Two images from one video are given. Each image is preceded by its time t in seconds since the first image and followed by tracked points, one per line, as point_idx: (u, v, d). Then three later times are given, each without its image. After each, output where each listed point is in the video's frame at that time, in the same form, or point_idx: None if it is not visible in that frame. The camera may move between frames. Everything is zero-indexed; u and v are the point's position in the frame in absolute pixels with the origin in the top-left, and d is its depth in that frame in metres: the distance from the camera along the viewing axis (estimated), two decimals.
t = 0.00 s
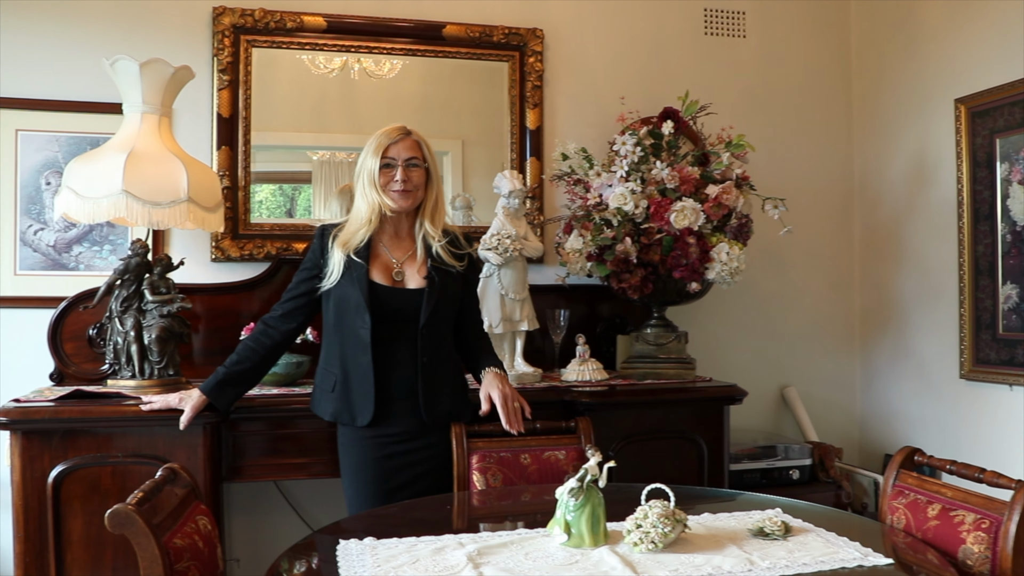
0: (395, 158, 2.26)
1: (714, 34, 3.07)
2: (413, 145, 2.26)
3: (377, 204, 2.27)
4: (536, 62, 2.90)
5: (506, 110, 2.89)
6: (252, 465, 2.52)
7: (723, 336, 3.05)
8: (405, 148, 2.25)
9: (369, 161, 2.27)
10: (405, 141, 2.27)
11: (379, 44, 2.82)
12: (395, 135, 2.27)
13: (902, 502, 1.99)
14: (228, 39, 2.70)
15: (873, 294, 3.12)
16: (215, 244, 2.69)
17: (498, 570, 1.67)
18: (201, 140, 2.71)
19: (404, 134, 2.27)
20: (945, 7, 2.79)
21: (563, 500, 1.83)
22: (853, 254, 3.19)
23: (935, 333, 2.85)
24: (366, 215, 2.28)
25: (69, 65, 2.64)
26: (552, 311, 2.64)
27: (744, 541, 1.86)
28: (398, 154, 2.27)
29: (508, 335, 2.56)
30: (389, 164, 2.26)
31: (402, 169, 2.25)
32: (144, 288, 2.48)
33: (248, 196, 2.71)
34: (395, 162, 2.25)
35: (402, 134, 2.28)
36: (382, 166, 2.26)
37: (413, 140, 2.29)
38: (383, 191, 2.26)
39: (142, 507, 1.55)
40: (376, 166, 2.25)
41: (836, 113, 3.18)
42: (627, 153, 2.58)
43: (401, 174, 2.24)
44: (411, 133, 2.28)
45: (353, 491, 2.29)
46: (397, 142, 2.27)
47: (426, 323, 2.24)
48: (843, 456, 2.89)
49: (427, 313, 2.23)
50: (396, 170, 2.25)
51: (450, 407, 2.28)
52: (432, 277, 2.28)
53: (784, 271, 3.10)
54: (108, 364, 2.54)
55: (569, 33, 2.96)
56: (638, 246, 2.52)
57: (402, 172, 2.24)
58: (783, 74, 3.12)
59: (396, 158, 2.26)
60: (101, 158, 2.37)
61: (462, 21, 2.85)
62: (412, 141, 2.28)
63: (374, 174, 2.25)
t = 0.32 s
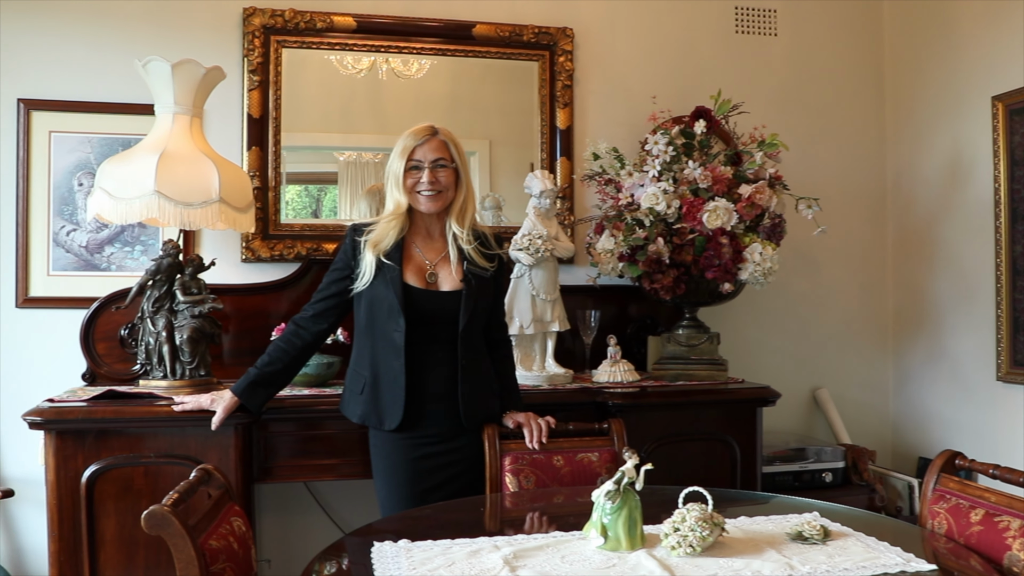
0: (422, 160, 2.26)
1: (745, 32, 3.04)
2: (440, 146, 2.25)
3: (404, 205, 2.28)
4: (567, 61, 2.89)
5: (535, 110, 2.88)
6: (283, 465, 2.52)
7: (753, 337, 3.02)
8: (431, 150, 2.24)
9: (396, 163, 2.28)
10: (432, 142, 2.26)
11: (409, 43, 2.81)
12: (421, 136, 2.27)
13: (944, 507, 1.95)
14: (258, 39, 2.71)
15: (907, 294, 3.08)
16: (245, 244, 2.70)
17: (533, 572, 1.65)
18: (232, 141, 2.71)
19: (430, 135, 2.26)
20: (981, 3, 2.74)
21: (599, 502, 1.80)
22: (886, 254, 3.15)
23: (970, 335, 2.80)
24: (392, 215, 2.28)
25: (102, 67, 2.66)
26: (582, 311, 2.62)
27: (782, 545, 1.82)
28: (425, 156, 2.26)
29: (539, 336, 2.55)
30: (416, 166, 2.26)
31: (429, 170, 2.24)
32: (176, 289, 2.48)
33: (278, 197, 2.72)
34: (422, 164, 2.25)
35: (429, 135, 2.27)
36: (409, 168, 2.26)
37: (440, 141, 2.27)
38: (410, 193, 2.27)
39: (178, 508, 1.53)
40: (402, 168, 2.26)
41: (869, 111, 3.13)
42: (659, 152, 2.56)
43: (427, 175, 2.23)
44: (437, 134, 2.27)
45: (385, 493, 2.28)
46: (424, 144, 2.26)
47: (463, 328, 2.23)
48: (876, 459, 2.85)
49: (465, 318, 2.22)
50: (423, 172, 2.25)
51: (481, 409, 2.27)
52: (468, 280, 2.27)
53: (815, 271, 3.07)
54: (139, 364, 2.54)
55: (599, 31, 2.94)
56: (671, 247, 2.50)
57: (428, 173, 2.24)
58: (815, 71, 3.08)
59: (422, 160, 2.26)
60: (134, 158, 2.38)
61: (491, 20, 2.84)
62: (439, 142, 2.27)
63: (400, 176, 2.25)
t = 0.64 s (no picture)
0: (445, 158, 2.25)
1: (774, 30, 3.01)
2: (460, 143, 2.23)
3: (432, 205, 2.25)
4: (594, 60, 2.87)
5: (562, 109, 2.86)
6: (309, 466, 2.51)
7: (781, 338, 2.99)
8: (452, 147, 2.23)
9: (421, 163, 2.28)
10: (453, 140, 2.25)
11: (435, 43, 2.80)
12: (444, 134, 2.26)
13: (983, 512, 1.92)
14: (286, 39, 2.71)
15: (938, 295, 3.04)
16: (272, 244, 2.70)
17: None
18: (259, 141, 2.72)
19: (452, 133, 2.25)
20: None
21: (632, 505, 1.75)
22: (917, 253, 3.10)
23: (1003, 336, 2.75)
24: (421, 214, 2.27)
25: (131, 68, 2.67)
26: (610, 311, 2.60)
27: (818, 550, 1.76)
28: (447, 154, 2.25)
29: (566, 337, 2.53)
30: (438, 164, 2.25)
31: (450, 168, 2.23)
32: (204, 289, 2.49)
33: (305, 197, 2.72)
34: (443, 162, 2.23)
35: (451, 133, 2.26)
36: (433, 167, 2.26)
37: (462, 138, 2.25)
38: (435, 192, 2.25)
39: (209, 509, 1.51)
40: (426, 167, 2.25)
41: (900, 109, 3.09)
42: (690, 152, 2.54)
43: (448, 173, 2.22)
44: (459, 131, 2.25)
45: (414, 493, 2.27)
46: (446, 142, 2.26)
47: (492, 328, 2.21)
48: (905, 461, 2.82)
49: (493, 318, 2.20)
50: (444, 170, 2.24)
51: (511, 410, 2.25)
52: (497, 279, 2.25)
53: (845, 272, 3.03)
54: (167, 364, 2.55)
55: (626, 30, 2.92)
56: (701, 247, 2.48)
57: (449, 171, 2.22)
58: (845, 70, 3.05)
59: (444, 158, 2.24)
60: (163, 158, 2.38)
61: (518, 19, 2.82)
62: (461, 139, 2.25)
63: (424, 175, 2.25)
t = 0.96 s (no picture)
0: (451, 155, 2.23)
1: (800, 28, 2.98)
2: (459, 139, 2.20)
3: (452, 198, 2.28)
4: (619, 59, 2.85)
5: (586, 108, 2.84)
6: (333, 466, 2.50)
7: (807, 339, 2.96)
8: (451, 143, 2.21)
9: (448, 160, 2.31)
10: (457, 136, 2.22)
11: (458, 42, 2.79)
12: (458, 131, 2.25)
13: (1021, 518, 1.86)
14: (309, 38, 2.70)
15: (967, 296, 2.99)
16: (295, 244, 2.70)
17: None
18: (283, 141, 2.71)
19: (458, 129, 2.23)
20: None
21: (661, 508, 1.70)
22: (945, 253, 3.06)
23: None
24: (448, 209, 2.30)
25: (155, 68, 2.67)
26: (636, 312, 2.58)
27: (851, 555, 1.73)
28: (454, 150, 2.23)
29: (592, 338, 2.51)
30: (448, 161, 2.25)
31: (449, 164, 2.21)
32: (228, 289, 2.48)
33: (329, 196, 2.71)
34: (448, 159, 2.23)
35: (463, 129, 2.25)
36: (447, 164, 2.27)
37: (465, 134, 2.22)
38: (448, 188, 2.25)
39: (235, 510, 1.48)
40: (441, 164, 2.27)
41: (928, 107, 3.05)
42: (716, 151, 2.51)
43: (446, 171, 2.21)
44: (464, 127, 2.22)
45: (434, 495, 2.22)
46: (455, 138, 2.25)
47: (510, 331, 2.14)
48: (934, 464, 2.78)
49: (511, 321, 2.13)
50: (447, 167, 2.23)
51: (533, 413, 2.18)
52: (517, 280, 2.17)
53: (871, 272, 3.00)
54: (191, 364, 2.55)
55: (651, 28, 2.90)
56: (728, 247, 2.45)
57: (448, 168, 2.21)
58: (872, 67, 3.01)
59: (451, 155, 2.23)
60: (187, 158, 2.37)
61: (542, 18, 2.81)
62: (464, 135, 2.22)
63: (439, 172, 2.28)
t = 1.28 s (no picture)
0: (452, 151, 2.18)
1: (825, 26, 2.94)
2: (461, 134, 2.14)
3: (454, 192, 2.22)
4: (642, 57, 2.82)
5: (608, 106, 2.82)
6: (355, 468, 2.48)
7: (831, 340, 2.93)
8: (453, 138, 2.16)
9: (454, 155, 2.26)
10: (459, 130, 2.16)
11: (479, 40, 2.77)
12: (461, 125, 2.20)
13: None
14: (330, 38, 2.69)
15: (995, 297, 2.94)
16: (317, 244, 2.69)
17: None
18: (305, 142, 2.71)
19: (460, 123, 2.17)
20: None
21: (689, 512, 1.63)
22: (973, 253, 3.01)
23: None
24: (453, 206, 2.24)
25: (177, 68, 2.66)
26: (659, 313, 2.56)
27: (884, 560, 1.66)
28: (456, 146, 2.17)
29: (615, 339, 2.49)
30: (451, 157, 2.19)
31: (451, 161, 2.16)
32: (249, 290, 2.48)
33: (350, 197, 2.70)
34: (449, 155, 2.17)
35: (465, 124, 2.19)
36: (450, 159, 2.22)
37: (466, 129, 2.16)
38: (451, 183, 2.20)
39: (259, 514, 1.46)
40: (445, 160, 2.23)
41: (955, 105, 3.01)
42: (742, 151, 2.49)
43: (446, 166, 2.16)
44: (464, 121, 2.16)
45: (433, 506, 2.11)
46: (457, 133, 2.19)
47: (509, 332, 2.02)
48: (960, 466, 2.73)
49: (510, 321, 2.02)
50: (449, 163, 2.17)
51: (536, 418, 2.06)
52: (518, 279, 2.05)
53: (896, 272, 2.96)
54: (213, 364, 2.55)
55: (674, 26, 2.87)
56: (753, 247, 2.42)
57: (449, 164, 2.15)
58: (897, 65, 2.98)
59: (452, 151, 2.17)
60: (208, 158, 2.35)
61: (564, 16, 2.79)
62: (465, 129, 2.16)
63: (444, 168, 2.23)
